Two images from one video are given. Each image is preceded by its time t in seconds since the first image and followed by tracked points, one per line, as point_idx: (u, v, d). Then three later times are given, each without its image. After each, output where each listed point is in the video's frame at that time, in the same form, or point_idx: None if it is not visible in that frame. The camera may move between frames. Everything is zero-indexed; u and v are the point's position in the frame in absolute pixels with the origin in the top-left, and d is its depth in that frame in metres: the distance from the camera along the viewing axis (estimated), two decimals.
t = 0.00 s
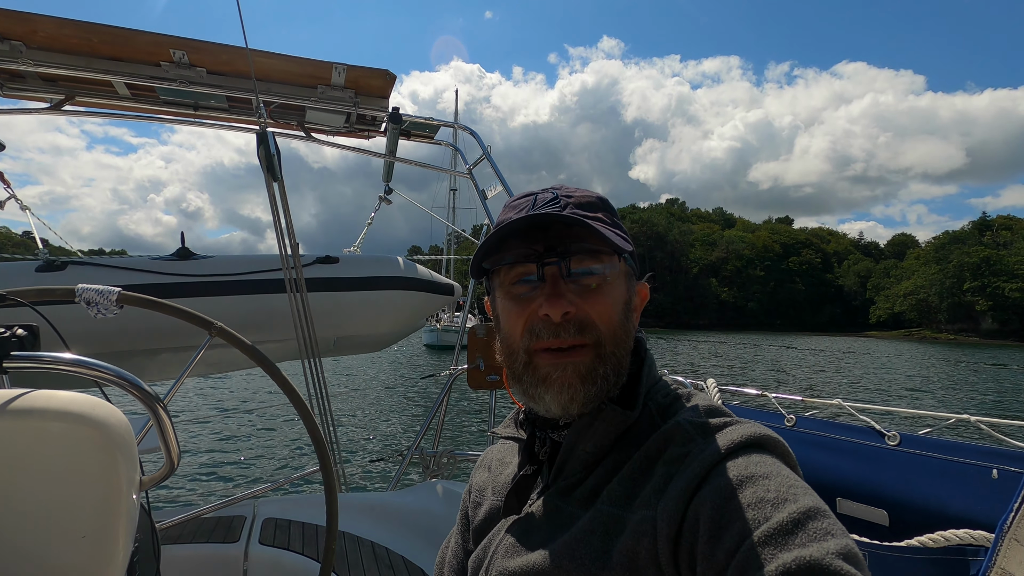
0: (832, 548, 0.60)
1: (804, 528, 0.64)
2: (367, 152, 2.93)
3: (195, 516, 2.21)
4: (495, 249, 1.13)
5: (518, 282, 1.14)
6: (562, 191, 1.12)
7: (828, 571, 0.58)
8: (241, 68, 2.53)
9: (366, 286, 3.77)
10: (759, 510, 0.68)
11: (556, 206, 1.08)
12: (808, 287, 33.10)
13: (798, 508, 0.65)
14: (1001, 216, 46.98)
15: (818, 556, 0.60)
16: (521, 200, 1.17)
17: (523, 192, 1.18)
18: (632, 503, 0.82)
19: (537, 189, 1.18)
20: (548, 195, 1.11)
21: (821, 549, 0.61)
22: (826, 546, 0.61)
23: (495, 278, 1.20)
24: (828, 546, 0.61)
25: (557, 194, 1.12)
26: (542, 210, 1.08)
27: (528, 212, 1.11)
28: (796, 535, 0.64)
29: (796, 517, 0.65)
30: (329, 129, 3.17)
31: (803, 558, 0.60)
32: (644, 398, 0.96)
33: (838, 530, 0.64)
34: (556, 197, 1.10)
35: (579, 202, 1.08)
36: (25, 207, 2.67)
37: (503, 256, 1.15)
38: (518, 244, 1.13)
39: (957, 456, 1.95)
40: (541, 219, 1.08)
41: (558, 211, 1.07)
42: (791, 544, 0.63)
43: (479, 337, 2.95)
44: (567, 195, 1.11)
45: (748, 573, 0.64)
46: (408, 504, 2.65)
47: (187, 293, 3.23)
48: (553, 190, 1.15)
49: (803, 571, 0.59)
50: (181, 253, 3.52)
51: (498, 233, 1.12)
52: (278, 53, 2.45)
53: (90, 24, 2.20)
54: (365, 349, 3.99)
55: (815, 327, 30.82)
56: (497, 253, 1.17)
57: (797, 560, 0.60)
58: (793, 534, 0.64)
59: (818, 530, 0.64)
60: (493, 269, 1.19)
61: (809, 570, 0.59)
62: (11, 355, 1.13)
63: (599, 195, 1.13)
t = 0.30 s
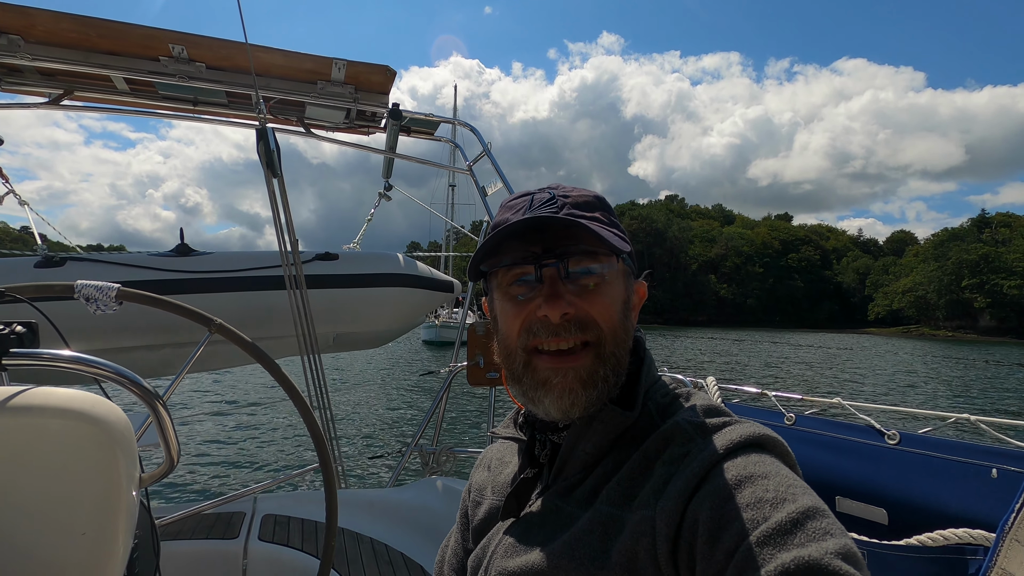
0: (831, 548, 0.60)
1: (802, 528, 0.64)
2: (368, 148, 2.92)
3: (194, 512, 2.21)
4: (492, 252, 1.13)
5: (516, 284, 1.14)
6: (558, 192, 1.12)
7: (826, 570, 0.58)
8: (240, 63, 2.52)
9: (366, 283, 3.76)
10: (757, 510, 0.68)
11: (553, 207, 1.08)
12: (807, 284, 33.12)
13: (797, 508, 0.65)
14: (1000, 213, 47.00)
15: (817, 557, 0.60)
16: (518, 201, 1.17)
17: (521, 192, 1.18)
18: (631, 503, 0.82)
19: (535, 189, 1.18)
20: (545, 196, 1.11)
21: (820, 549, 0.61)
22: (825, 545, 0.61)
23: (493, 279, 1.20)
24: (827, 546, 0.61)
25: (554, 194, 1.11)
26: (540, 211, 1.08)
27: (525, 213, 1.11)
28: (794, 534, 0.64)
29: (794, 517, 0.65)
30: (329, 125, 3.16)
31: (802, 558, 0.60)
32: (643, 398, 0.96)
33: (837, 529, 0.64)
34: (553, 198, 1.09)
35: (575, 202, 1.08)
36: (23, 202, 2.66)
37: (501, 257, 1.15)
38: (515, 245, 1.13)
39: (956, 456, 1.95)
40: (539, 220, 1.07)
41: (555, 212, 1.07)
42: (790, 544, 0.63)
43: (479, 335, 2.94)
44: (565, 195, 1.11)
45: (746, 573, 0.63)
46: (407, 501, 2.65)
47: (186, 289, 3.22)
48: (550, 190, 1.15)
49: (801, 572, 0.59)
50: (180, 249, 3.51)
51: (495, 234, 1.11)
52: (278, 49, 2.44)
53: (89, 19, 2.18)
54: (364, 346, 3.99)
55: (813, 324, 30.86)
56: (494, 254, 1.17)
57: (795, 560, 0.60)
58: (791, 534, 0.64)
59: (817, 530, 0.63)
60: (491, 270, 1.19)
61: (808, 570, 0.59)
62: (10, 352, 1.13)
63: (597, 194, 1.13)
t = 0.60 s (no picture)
0: (832, 548, 0.60)
1: (803, 528, 0.63)
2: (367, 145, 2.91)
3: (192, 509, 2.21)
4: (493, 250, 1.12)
5: (517, 282, 1.13)
6: (560, 189, 1.11)
7: (828, 570, 0.58)
8: (239, 59, 2.51)
9: (365, 281, 3.75)
10: (758, 509, 0.67)
11: (555, 205, 1.07)
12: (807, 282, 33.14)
13: (798, 508, 0.65)
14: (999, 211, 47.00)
15: (818, 556, 0.59)
16: (519, 198, 1.16)
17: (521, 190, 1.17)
18: (631, 501, 0.81)
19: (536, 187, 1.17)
20: (546, 193, 1.10)
21: (821, 548, 0.60)
22: (826, 545, 0.61)
23: (493, 277, 1.19)
24: (828, 546, 0.61)
25: (556, 191, 1.10)
26: (541, 209, 1.07)
27: (526, 210, 1.10)
28: (795, 534, 0.63)
29: (795, 516, 0.64)
30: (329, 122, 3.15)
31: (803, 558, 0.60)
32: (642, 397, 0.95)
33: (838, 529, 0.64)
34: (554, 196, 1.09)
35: (577, 200, 1.07)
36: (21, 199, 2.65)
37: (501, 255, 1.15)
38: (516, 243, 1.13)
39: (955, 454, 1.95)
40: (540, 218, 1.07)
41: (556, 210, 1.06)
42: (791, 543, 0.63)
43: (478, 332, 2.94)
44: (566, 192, 1.10)
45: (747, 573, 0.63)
46: (406, 498, 2.65)
47: (185, 287, 3.21)
48: (551, 188, 1.14)
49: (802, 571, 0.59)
50: (179, 246, 3.50)
51: (497, 232, 1.11)
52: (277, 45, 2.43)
53: (87, 14, 2.17)
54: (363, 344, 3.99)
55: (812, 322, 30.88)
56: (495, 252, 1.16)
57: (796, 560, 0.60)
58: (792, 533, 0.63)
59: (818, 529, 0.63)
60: (491, 268, 1.18)
61: (809, 570, 0.59)
62: (7, 349, 1.12)
63: (598, 192, 1.12)
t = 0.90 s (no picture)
0: (832, 548, 0.60)
1: (803, 527, 0.64)
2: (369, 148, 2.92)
3: (196, 511, 2.22)
4: (519, 246, 1.08)
5: (539, 279, 1.10)
6: (581, 186, 1.11)
7: (827, 569, 0.59)
8: (243, 64, 2.52)
9: (367, 283, 3.76)
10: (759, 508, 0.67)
11: (581, 202, 1.06)
12: (810, 283, 33.06)
13: (798, 508, 0.65)
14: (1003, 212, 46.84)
15: (818, 556, 0.60)
16: (536, 194, 1.14)
17: (537, 187, 1.15)
18: (631, 500, 0.82)
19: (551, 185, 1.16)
20: (568, 190, 1.09)
21: (820, 548, 0.61)
22: (826, 545, 0.61)
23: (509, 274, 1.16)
24: (828, 546, 0.61)
25: (576, 189, 1.10)
26: (568, 206, 1.06)
27: (551, 207, 1.09)
28: (794, 534, 0.64)
29: (795, 516, 0.65)
30: (332, 126, 3.16)
31: (803, 557, 0.60)
32: (647, 396, 0.96)
33: (838, 529, 0.64)
34: (578, 193, 1.08)
35: (602, 198, 1.08)
36: (28, 203, 2.67)
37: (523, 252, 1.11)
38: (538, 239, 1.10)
39: (959, 456, 1.94)
40: (568, 215, 1.05)
41: (583, 207, 1.06)
42: (790, 542, 0.63)
43: (480, 335, 2.93)
44: (587, 190, 1.10)
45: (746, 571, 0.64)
46: (408, 501, 2.65)
47: (188, 290, 3.23)
48: (568, 186, 1.14)
49: (802, 570, 0.59)
50: (183, 249, 3.52)
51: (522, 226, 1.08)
52: (280, 50, 2.44)
53: (92, 20, 2.19)
54: (366, 346, 3.99)
55: (816, 323, 30.78)
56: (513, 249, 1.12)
57: (796, 559, 0.60)
58: (792, 533, 0.64)
59: (817, 530, 0.64)
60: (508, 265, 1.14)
61: (809, 570, 0.59)
62: (11, 351, 1.13)
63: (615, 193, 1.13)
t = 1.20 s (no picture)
0: (847, 552, 0.60)
1: (817, 530, 0.63)
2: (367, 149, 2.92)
3: (194, 513, 2.21)
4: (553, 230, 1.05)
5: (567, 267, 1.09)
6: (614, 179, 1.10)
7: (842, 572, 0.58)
8: (240, 65, 2.52)
9: (365, 285, 3.75)
10: (773, 509, 0.67)
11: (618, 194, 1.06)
12: (808, 283, 33.08)
13: (813, 511, 0.65)
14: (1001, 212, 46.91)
15: (834, 559, 0.59)
16: (569, 183, 1.13)
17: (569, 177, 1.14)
18: (642, 498, 0.81)
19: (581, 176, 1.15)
20: (603, 182, 1.08)
21: (835, 552, 0.60)
22: (841, 548, 0.61)
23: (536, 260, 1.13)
24: (843, 550, 0.61)
25: (610, 182, 1.08)
26: (604, 196, 1.05)
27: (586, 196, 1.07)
28: (809, 536, 0.63)
29: (810, 518, 0.64)
30: (330, 127, 3.16)
31: (818, 560, 0.60)
32: (662, 394, 0.96)
33: (851, 534, 0.64)
34: (613, 185, 1.07)
35: (638, 192, 1.07)
36: (24, 205, 2.67)
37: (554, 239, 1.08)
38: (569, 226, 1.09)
39: (958, 455, 1.94)
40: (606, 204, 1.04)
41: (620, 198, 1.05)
42: (805, 544, 0.62)
43: (479, 336, 2.92)
44: (620, 185, 1.08)
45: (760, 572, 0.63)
46: (407, 502, 2.64)
47: (186, 291, 3.22)
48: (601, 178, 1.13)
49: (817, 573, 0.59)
50: (180, 251, 3.51)
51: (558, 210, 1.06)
52: (277, 51, 2.44)
53: (88, 21, 2.19)
54: (364, 347, 3.99)
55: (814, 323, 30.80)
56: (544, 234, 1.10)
57: (811, 562, 0.60)
58: (807, 535, 0.63)
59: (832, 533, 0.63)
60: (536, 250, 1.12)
61: (824, 571, 0.59)
62: (6, 353, 1.13)
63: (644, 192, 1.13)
